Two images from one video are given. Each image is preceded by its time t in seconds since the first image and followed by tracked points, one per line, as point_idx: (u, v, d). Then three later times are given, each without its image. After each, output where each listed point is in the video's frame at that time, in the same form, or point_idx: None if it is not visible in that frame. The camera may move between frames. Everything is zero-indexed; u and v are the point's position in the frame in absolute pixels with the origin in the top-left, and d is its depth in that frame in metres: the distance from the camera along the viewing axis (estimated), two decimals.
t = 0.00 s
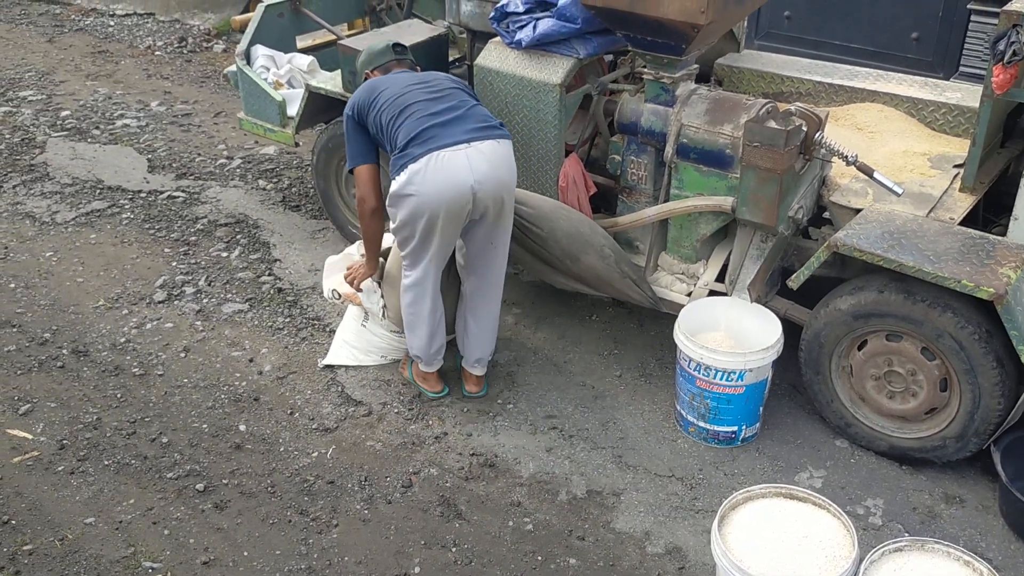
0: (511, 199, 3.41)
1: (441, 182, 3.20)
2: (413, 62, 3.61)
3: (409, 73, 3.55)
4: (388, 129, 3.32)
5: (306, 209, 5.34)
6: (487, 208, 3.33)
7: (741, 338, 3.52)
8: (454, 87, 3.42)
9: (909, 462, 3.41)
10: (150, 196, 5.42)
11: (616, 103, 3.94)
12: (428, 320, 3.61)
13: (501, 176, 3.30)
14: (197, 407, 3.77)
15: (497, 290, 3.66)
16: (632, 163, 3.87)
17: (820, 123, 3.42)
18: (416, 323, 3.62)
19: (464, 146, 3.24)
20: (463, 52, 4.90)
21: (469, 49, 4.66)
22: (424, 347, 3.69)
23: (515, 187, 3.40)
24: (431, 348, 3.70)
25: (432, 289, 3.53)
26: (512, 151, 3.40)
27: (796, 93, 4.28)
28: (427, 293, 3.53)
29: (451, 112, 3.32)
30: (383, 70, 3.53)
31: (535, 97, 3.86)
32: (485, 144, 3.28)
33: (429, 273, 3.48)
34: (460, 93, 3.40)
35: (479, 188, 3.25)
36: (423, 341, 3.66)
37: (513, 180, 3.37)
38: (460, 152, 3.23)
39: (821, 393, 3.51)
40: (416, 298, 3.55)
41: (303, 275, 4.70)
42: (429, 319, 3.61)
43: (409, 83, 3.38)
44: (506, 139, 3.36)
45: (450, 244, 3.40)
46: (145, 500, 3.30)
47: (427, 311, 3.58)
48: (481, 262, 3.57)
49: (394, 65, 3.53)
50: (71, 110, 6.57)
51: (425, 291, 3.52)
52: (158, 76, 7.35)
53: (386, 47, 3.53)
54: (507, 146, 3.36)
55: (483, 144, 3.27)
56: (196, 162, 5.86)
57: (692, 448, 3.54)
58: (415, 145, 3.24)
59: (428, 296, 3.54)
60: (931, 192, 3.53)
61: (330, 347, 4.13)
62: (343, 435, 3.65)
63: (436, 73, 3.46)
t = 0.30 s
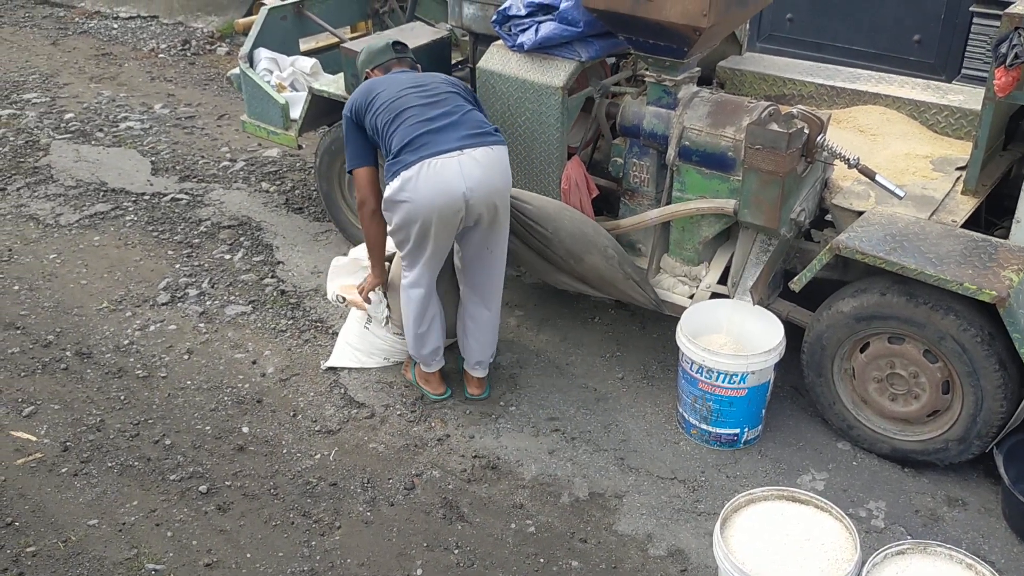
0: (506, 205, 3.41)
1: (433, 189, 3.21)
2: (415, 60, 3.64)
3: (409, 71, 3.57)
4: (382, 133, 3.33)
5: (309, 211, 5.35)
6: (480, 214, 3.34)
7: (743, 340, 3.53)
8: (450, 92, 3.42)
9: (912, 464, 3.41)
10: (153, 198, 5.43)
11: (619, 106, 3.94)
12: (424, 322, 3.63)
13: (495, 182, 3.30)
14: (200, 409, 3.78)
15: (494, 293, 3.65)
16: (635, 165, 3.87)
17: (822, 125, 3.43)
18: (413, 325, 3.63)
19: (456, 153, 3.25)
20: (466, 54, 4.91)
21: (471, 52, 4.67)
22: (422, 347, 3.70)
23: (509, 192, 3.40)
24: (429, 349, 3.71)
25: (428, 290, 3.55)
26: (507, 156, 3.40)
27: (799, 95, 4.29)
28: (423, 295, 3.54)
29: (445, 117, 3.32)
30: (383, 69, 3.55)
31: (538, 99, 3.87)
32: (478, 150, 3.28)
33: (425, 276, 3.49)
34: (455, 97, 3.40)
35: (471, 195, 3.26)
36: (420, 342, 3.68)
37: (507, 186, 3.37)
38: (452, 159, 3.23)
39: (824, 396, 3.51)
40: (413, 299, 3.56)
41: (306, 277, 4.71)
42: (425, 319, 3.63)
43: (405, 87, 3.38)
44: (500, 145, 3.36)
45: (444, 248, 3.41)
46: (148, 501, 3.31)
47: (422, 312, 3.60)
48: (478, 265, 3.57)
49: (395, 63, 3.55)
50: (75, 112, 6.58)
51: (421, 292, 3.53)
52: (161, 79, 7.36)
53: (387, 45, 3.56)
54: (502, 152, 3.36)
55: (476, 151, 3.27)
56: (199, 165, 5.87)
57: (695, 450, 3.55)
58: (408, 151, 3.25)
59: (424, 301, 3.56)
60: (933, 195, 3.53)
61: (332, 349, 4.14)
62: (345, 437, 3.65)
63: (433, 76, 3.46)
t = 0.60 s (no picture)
0: (500, 212, 3.39)
1: (424, 195, 3.21)
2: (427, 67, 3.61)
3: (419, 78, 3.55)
4: (380, 137, 3.34)
5: (313, 213, 5.35)
6: (474, 222, 3.33)
7: (745, 343, 3.52)
8: (450, 97, 3.41)
9: (916, 467, 3.40)
10: (157, 200, 5.44)
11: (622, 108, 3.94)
12: (422, 326, 3.64)
13: (489, 190, 3.29)
14: (203, 410, 3.79)
15: (493, 298, 3.64)
16: (638, 167, 3.87)
17: (826, 127, 3.42)
18: (413, 328, 3.64)
19: (449, 160, 3.24)
20: (469, 56, 4.91)
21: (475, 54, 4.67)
22: (421, 350, 3.71)
23: (504, 200, 3.38)
24: (426, 352, 3.71)
25: (425, 294, 3.56)
26: (503, 163, 3.38)
27: (803, 97, 4.28)
28: (420, 299, 3.55)
29: (442, 123, 3.31)
30: (394, 76, 3.54)
31: (541, 101, 3.87)
32: (472, 158, 3.27)
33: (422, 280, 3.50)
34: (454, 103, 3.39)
35: (463, 202, 3.25)
36: (419, 345, 3.69)
37: (502, 193, 3.35)
38: (445, 166, 3.23)
39: (828, 399, 3.50)
40: (410, 303, 3.57)
41: (309, 279, 4.71)
42: (423, 323, 3.64)
43: (405, 91, 3.38)
44: (495, 153, 3.34)
45: (439, 254, 3.41)
46: (151, 503, 3.31)
47: (420, 316, 3.61)
48: (476, 270, 3.56)
49: (405, 70, 3.54)
50: (79, 114, 6.60)
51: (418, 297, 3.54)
52: (166, 81, 7.37)
53: (398, 52, 3.54)
54: (497, 160, 3.34)
55: (469, 158, 3.26)
56: (203, 167, 5.88)
57: (698, 453, 3.54)
58: (402, 157, 3.26)
59: (421, 306, 3.57)
60: (937, 197, 3.52)
61: (336, 350, 4.14)
62: (348, 438, 3.65)
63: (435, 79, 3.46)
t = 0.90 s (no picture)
0: (502, 215, 3.38)
1: (424, 196, 3.22)
2: (433, 57, 3.60)
3: (424, 71, 3.54)
4: (383, 136, 3.36)
5: (319, 216, 5.36)
6: (474, 224, 3.33)
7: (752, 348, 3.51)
8: (454, 97, 3.41)
9: (923, 474, 3.39)
10: (164, 203, 5.46)
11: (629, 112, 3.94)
12: (427, 327, 3.64)
13: (489, 193, 3.29)
14: (210, 413, 3.79)
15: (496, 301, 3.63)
16: (644, 172, 3.87)
17: (833, 133, 3.41)
18: (417, 332, 3.65)
19: (451, 162, 3.24)
20: (476, 60, 4.91)
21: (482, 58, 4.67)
22: (426, 355, 3.71)
23: (505, 203, 3.37)
24: (431, 356, 3.71)
25: (429, 297, 3.56)
26: (505, 166, 3.37)
27: (810, 102, 4.27)
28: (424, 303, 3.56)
29: (445, 124, 3.32)
30: (398, 69, 3.54)
31: (548, 106, 3.87)
32: (473, 160, 3.27)
33: (424, 283, 3.50)
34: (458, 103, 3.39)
35: (463, 204, 3.25)
36: (424, 349, 3.69)
37: (503, 196, 3.35)
38: (446, 168, 3.23)
39: (834, 404, 3.49)
40: (415, 307, 3.58)
41: (316, 282, 4.71)
42: (427, 327, 3.65)
43: (409, 90, 3.39)
44: (497, 155, 3.34)
45: (440, 257, 3.41)
46: (157, 505, 3.32)
47: (424, 321, 3.62)
48: (478, 273, 3.56)
49: (409, 63, 3.53)
50: (87, 117, 6.62)
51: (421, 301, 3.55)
52: (173, 84, 7.40)
53: (402, 43, 3.53)
54: (499, 163, 3.34)
55: (470, 160, 3.26)
56: (210, 170, 5.89)
57: (704, 458, 3.53)
58: (404, 157, 3.26)
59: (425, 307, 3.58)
60: (945, 202, 3.51)
61: (342, 354, 4.14)
62: (354, 442, 3.65)
63: (440, 79, 3.46)
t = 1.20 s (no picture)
0: (513, 219, 3.38)
1: (436, 195, 3.23)
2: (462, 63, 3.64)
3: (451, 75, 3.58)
4: (401, 134, 3.39)
5: (333, 220, 5.38)
6: (485, 227, 3.33)
7: (765, 355, 3.51)
8: (474, 98, 3.43)
9: (937, 483, 3.37)
10: (180, 206, 5.49)
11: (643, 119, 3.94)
12: (438, 330, 3.64)
13: (501, 196, 3.29)
14: (223, 416, 3.81)
15: (508, 306, 3.61)
16: (658, 178, 3.87)
17: (848, 140, 3.41)
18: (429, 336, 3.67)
19: (464, 162, 3.26)
20: (490, 65, 4.92)
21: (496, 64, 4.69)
22: (438, 361, 3.71)
23: (518, 207, 3.37)
24: (442, 361, 3.71)
25: (440, 301, 3.57)
26: (519, 170, 3.38)
27: (824, 109, 4.27)
28: (436, 307, 3.57)
29: (461, 125, 3.33)
30: (427, 71, 3.58)
31: (562, 112, 3.88)
32: (487, 162, 3.27)
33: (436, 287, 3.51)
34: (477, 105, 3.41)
35: (474, 206, 3.26)
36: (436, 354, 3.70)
37: (516, 200, 3.35)
38: (459, 169, 3.25)
39: (848, 413, 3.48)
40: (428, 310, 3.60)
41: (329, 286, 4.73)
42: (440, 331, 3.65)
43: (430, 89, 3.41)
44: (512, 159, 3.34)
45: (451, 259, 3.42)
46: (171, 508, 3.33)
47: (436, 325, 3.63)
48: (490, 277, 3.55)
49: (437, 67, 3.57)
50: (103, 121, 6.66)
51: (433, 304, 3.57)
52: (188, 88, 7.44)
53: (433, 48, 3.57)
54: (513, 166, 3.34)
55: (484, 162, 3.27)
56: (225, 174, 5.92)
57: (716, 466, 3.53)
58: (418, 156, 3.29)
59: (437, 307, 3.57)
60: (959, 211, 3.50)
61: (355, 358, 4.15)
62: (367, 446, 3.66)
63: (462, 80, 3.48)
